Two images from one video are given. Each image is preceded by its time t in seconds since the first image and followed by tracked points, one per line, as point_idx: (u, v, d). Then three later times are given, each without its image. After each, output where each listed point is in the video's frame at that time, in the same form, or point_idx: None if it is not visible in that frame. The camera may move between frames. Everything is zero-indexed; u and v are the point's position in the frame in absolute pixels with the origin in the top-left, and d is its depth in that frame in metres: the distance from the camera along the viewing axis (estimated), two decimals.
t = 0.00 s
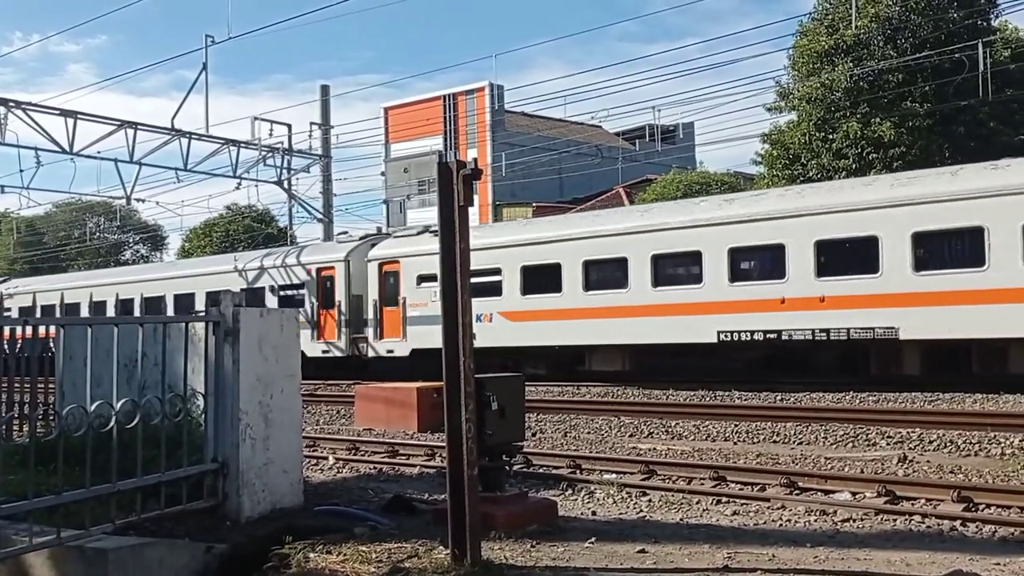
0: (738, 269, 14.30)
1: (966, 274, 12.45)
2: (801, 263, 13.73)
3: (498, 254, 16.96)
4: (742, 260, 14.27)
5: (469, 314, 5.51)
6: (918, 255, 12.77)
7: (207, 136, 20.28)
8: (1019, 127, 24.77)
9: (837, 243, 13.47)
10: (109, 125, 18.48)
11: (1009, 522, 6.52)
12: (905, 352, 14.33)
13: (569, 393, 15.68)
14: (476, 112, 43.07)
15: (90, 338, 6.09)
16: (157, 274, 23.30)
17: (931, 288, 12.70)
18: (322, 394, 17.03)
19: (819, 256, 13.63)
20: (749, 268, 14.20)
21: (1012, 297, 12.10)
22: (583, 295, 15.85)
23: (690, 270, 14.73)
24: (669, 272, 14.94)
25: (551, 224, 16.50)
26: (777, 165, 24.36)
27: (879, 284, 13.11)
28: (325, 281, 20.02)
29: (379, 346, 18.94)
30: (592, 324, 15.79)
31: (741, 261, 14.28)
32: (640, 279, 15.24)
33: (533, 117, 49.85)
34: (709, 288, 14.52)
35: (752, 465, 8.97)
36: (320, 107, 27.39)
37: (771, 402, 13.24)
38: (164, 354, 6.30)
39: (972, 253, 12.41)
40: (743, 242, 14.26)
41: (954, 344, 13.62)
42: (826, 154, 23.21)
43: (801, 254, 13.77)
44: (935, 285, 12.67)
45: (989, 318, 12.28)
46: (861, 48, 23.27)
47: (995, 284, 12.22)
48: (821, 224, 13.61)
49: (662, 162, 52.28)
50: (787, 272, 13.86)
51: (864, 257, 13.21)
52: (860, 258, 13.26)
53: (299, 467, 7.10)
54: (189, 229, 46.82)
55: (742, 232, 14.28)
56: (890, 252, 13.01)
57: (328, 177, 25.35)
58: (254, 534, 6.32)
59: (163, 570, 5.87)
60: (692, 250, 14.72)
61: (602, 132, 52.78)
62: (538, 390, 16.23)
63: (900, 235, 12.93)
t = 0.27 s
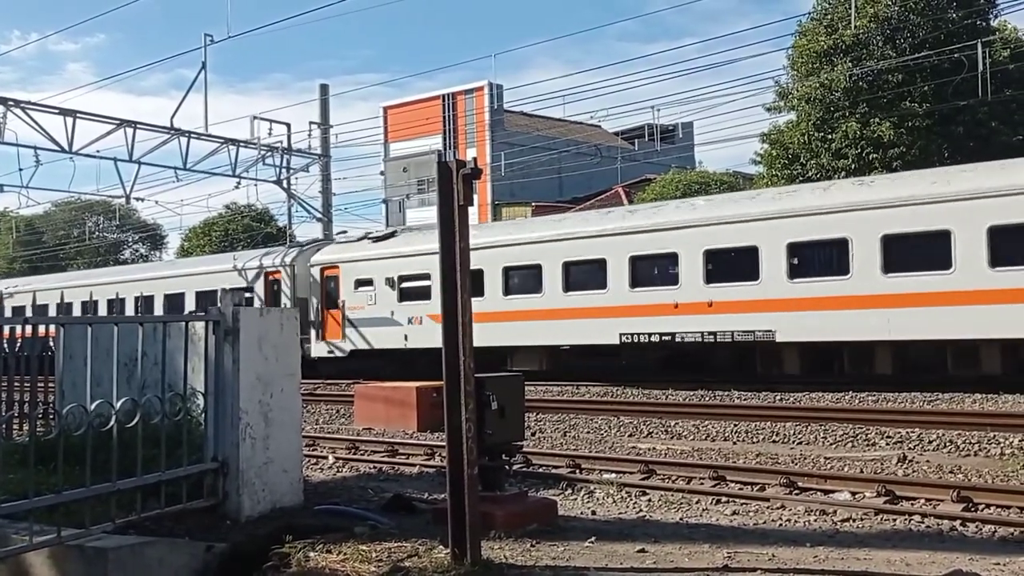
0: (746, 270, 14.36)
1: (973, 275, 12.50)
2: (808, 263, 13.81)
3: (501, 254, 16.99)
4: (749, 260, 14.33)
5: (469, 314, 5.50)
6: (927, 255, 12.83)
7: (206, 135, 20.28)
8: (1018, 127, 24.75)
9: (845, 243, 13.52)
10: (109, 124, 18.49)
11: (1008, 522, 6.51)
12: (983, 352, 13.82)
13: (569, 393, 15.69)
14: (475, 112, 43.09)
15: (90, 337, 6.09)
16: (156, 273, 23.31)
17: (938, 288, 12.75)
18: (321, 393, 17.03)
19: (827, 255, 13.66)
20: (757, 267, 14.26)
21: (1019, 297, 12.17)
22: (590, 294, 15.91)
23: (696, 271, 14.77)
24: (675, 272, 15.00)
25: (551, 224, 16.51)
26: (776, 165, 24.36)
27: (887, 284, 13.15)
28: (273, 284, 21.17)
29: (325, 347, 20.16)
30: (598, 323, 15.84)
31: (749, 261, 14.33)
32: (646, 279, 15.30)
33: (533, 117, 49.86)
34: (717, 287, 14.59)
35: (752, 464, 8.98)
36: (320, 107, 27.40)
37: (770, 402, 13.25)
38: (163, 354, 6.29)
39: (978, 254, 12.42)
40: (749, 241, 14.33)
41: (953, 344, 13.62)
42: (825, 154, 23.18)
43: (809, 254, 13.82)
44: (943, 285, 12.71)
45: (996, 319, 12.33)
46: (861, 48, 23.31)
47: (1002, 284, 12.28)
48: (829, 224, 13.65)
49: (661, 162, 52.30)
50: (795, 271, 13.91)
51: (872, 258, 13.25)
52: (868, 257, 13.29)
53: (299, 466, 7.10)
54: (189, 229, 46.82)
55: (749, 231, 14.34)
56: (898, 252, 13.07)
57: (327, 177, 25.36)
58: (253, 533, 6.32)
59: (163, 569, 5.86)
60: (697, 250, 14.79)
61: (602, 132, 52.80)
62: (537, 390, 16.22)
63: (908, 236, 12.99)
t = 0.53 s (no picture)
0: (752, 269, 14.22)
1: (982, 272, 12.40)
2: (816, 263, 13.67)
3: (500, 254, 16.94)
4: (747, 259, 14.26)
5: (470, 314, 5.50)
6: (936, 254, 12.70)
7: (207, 135, 20.28)
8: (1018, 127, 24.74)
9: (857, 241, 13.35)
10: (109, 124, 18.49)
11: (1009, 522, 6.51)
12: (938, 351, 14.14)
13: (569, 393, 15.69)
14: (476, 111, 43.09)
15: (91, 338, 6.10)
16: (157, 273, 23.32)
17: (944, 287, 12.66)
18: (322, 393, 17.03)
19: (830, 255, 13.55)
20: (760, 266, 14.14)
21: None
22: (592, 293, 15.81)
23: (710, 270, 14.61)
24: (674, 272, 14.93)
25: (551, 224, 16.50)
26: (777, 165, 24.38)
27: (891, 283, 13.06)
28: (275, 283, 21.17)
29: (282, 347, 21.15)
30: (601, 323, 15.73)
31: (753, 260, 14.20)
32: (646, 279, 15.23)
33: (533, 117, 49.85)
34: (718, 286, 14.51)
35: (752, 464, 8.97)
36: (320, 106, 27.40)
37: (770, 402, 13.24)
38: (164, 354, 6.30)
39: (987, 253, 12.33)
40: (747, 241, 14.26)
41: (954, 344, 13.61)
42: (826, 154, 23.21)
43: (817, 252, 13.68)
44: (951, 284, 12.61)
45: (1003, 319, 12.25)
46: (861, 48, 23.27)
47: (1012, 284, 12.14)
48: (837, 224, 13.53)
49: (662, 162, 52.30)
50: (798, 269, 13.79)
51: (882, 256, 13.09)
52: (884, 253, 13.10)
53: (299, 466, 7.10)
54: (189, 228, 46.84)
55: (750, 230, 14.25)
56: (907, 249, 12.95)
57: (328, 176, 25.36)
58: (254, 533, 6.32)
59: (164, 570, 5.86)
60: (696, 250, 14.73)
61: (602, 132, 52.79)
62: (538, 390, 16.22)
63: (917, 235, 12.87)
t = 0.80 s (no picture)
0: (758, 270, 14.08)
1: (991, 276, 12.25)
2: (810, 264, 13.62)
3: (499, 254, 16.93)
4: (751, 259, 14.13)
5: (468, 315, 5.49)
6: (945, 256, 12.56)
7: (205, 135, 20.27)
8: (1015, 128, 24.78)
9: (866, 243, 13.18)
10: (107, 124, 18.46)
11: (1007, 522, 6.50)
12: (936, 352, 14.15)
13: (568, 393, 15.69)
14: (474, 112, 43.09)
15: (88, 339, 6.09)
16: (155, 273, 23.32)
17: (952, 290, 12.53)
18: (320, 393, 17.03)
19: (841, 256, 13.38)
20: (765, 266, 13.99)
21: None
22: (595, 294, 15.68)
23: (709, 271, 14.49)
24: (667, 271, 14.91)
25: (549, 224, 16.49)
26: (775, 165, 24.43)
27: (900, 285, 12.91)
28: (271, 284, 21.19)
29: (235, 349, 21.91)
30: (603, 325, 15.61)
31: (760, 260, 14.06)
32: (642, 280, 15.22)
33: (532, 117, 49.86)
34: (711, 287, 14.46)
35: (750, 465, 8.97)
36: (319, 106, 27.39)
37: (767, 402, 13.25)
38: (163, 354, 6.29)
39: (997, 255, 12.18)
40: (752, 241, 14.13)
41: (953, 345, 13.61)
42: (824, 155, 23.26)
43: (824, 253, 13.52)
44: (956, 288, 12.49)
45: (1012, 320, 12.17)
46: (859, 49, 23.30)
47: (1021, 287, 12.01)
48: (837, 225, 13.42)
49: (660, 162, 52.31)
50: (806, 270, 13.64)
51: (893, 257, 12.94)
52: (897, 257, 12.91)
53: (297, 467, 7.10)
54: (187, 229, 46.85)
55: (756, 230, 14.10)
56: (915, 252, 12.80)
57: (327, 177, 25.35)
58: (252, 533, 6.32)
59: (161, 570, 5.85)
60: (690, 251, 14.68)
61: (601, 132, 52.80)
62: (536, 390, 16.22)
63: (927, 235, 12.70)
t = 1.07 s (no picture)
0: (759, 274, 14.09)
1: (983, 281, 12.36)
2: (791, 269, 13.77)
3: (491, 256, 16.90)
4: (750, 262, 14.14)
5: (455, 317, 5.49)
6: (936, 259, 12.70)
7: (194, 136, 20.19)
8: (1001, 133, 24.94)
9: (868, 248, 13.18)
10: (95, 124, 18.37)
11: (990, 524, 6.54)
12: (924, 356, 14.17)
13: (556, 395, 15.68)
14: (464, 114, 43.08)
15: (74, 340, 6.06)
16: (142, 274, 23.22)
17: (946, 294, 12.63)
18: (307, 395, 16.96)
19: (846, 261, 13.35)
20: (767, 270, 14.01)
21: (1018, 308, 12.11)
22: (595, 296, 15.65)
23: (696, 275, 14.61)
24: (659, 275, 15.00)
25: (539, 226, 16.48)
26: (764, 169, 24.42)
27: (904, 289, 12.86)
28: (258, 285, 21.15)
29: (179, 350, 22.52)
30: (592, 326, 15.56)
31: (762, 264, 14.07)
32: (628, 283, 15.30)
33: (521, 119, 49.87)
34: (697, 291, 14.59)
35: (737, 467, 8.97)
36: (308, 108, 27.33)
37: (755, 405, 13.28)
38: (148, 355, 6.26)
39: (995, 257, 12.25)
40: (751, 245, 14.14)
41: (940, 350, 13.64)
42: (812, 159, 23.33)
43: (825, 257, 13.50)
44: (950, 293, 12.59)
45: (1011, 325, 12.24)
46: (848, 54, 23.38)
47: None
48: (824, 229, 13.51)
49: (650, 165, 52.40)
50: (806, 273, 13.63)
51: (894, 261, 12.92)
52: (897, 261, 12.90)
53: (283, 469, 7.07)
54: (175, 229, 46.66)
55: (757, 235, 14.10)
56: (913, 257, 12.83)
57: (316, 178, 25.30)
58: (237, 536, 6.30)
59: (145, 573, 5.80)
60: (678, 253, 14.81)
61: (590, 135, 52.86)
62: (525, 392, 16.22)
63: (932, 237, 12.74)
